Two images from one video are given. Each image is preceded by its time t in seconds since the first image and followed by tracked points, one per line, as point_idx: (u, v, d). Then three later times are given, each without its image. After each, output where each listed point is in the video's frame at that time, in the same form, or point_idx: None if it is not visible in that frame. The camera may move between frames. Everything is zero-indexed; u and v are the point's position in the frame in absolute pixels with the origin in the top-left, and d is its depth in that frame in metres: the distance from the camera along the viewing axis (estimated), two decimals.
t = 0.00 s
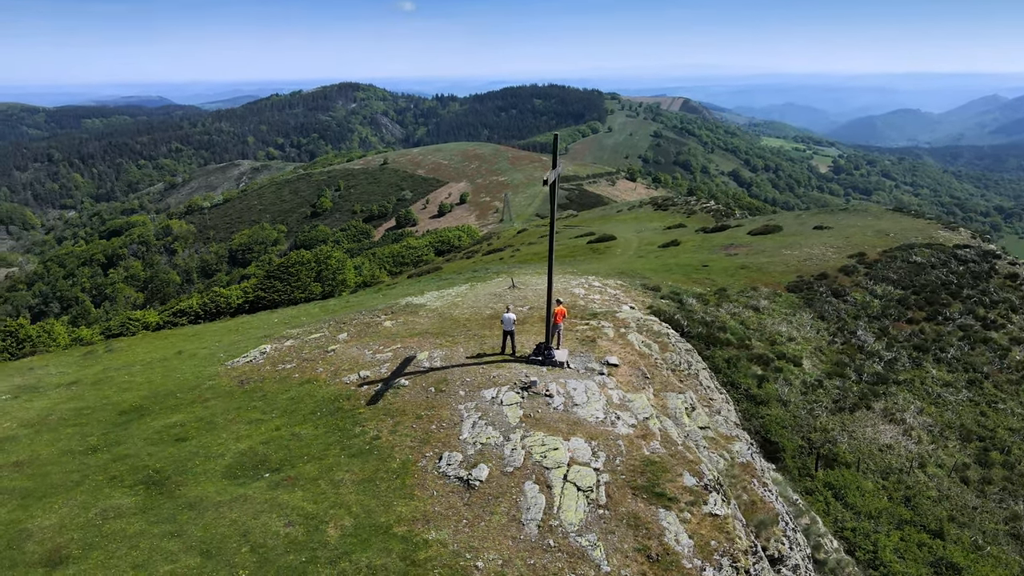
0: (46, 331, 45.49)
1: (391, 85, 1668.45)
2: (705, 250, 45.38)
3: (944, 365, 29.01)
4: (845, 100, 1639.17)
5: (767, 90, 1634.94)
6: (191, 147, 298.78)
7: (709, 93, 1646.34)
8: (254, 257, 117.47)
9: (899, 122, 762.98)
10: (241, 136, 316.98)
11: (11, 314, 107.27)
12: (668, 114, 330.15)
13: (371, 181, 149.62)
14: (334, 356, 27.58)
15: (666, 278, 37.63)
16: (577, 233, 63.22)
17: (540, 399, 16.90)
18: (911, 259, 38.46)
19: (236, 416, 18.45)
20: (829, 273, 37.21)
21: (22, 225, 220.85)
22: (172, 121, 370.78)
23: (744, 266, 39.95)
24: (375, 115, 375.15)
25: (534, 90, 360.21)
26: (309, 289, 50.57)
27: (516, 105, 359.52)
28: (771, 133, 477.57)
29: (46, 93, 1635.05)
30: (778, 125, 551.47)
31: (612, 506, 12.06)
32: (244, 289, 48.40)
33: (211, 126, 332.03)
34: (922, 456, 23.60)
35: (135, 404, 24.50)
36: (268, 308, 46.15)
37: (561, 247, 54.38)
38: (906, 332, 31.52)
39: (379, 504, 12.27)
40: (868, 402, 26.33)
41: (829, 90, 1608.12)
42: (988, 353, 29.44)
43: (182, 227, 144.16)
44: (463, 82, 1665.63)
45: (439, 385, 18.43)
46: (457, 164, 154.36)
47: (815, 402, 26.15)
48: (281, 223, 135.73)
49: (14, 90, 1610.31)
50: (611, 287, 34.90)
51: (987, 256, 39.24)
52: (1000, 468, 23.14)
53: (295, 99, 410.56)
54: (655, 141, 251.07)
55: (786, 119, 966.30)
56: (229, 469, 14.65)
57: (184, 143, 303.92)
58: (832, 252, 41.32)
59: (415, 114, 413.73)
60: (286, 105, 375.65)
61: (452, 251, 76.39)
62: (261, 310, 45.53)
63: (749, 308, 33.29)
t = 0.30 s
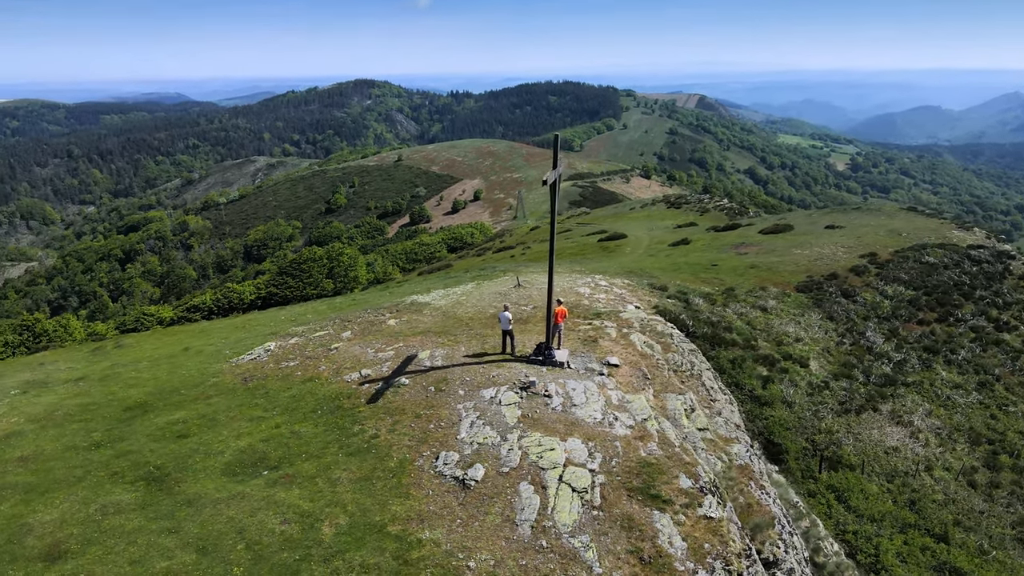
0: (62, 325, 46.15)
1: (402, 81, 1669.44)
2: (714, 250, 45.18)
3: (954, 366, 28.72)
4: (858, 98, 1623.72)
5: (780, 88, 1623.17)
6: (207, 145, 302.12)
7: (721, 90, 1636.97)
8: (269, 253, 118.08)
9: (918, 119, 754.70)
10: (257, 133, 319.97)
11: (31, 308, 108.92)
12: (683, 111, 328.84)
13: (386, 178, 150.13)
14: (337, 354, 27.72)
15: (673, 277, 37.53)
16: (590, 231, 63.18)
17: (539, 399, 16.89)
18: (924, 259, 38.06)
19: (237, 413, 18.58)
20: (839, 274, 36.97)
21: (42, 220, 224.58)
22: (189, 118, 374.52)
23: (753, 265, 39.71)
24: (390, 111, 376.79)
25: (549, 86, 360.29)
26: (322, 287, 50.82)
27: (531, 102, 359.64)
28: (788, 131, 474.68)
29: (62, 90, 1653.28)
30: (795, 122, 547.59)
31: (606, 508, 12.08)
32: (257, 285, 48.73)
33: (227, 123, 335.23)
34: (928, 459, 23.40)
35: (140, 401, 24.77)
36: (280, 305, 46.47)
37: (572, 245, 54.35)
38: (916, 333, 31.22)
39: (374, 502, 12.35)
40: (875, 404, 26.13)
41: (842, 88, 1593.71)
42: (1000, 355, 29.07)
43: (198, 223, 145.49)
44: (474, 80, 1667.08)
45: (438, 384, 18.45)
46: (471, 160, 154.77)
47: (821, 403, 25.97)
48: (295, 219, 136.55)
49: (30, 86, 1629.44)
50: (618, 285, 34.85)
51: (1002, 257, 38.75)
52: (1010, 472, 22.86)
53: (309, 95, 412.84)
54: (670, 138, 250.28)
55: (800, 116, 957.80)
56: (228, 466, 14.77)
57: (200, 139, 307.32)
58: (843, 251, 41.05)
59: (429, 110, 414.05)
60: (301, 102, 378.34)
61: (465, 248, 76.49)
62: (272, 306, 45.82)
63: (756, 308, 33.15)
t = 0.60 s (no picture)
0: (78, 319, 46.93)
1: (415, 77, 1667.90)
2: (724, 248, 44.99)
3: (964, 368, 28.41)
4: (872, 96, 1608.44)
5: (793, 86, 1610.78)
6: (224, 140, 305.41)
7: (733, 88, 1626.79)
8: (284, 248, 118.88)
9: (937, 116, 746.44)
10: (273, 129, 322.71)
11: (49, 302, 109.80)
12: (699, 107, 327.38)
13: (399, 174, 150.79)
14: (339, 352, 27.87)
15: (682, 276, 37.40)
16: (602, 228, 63.15)
17: (538, 400, 16.83)
18: (936, 259, 37.76)
19: (239, 411, 18.68)
20: (849, 274, 36.73)
21: (61, 215, 227.48)
22: (205, 113, 377.90)
23: (762, 265, 39.51)
24: (405, 107, 378.59)
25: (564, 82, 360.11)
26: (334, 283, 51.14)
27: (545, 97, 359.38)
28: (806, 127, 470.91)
29: (76, 85, 1665.30)
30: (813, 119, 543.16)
31: (600, 509, 12.13)
32: (270, 281, 49.12)
33: (243, 118, 338.09)
34: (935, 462, 23.21)
35: (144, 397, 25.02)
36: (292, 301, 46.84)
37: (583, 243, 54.34)
38: (926, 334, 30.95)
39: (370, 501, 12.46)
40: (882, 406, 25.94)
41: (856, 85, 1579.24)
42: (1011, 356, 28.70)
43: (214, 219, 146.84)
44: (484, 77, 1668.06)
45: (438, 383, 18.45)
46: (485, 156, 155.09)
47: (827, 405, 25.81)
48: (309, 215, 137.51)
49: (46, 82, 1643.95)
50: (625, 284, 34.76)
51: (1017, 257, 38.26)
52: (1018, 475, 22.58)
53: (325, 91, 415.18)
54: (685, 135, 249.30)
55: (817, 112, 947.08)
56: (227, 464, 14.92)
57: (216, 135, 310.48)
58: (854, 251, 40.76)
59: (444, 107, 414.38)
60: (317, 97, 381.15)
61: (477, 245, 76.67)
62: (283, 303, 46.16)
63: (763, 308, 33.01)
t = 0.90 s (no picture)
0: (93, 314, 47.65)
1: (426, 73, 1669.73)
2: (734, 247, 44.78)
3: (975, 370, 28.09)
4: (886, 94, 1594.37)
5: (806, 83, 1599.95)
6: (241, 135, 308.54)
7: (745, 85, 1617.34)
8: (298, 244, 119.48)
9: (957, 113, 738.21)
10: (288, 125, 325.09)
11: (68, 296, 111.00)
12: (715, 104, 325.73)
13: (413, 170, 151.40)
14: (342, 350, 28.00)
15: (689, 276, 37.29)
16: (614, 225, 63.11)
17: (536, 400, 16.77)
18: (948, 259, 37.41)
19: (240, 409, 18.82)
20: (860, 274, 36.47)
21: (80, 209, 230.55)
22: (221, 109, 381.29)
23: (771, 264, 39.27)
24: (419, 103, 380.14)
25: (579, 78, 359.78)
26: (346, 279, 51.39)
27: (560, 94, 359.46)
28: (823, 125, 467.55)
29: (90, 81, 1680.10)
30: (831, 116, 539.55)
31: (595, 511, 12.16)
32: (282, 277, 49.50)
33: (259, 114, 341.05)
34: (941, 465, 23.01)
35: (149, 393, 25.30)
36: (303, 297, 47.13)
37: (593, 241, 54.32)
38: (936, 335, 30.65)
39: (366, 499, 12.55)
40: (888, 408, 25.76)
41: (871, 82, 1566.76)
42: None
43: (229, 214, 148.18)
44: (495, 73, 1670.94)
45: (438, 382, 18.45)
46: (499, 153, 155.31)
47: (832, 407, 25.65)
48: (324, 211, 138.24)
49: (61, 77, 1659.33)
50: (632, 283, 34.66)
51: None
52: None
53: (339, 87, 417.52)
54: (700, 132, 248.30)
55: (833, 109, 939.66)
56: (227, 461, 15.05)
57: (232, 131, 313.55)
58: (865, 250, 40.46)
59: (458, 103, 414.67)
60: (333, 93, 384.00)
61: (489, 242, 76.84)
62: (294, 298, 46.50)
63: (771, 307, 32.87)
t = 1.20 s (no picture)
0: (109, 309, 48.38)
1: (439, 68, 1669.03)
2: (743, 246, 44.54)
3: (986, 372, 27.76)
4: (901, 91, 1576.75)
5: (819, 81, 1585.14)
6: (257, 131, 311.38)
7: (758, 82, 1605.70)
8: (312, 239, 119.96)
9: (978, 110, 727.04)
10: (304, 121, 327.61)
11: (86, 291, 112.34)
12: (732, 101, 324.04)
13: (427, 167, 151.94)
14: (345, 349, 28.11)
15: (697, 275, 37.15)
16: (626, 223, 63.00)
17: (535, 400, 16.79)
18: (962, 260, 36.97)
19: (241, 406, 18.96)
20: (870, 274, 36.18)
21: (98, 204, 233.29)
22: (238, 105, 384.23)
23: (779, 264, 39.02)
24: (434, 100, 381.39)
25: (594, 75, 359.48)
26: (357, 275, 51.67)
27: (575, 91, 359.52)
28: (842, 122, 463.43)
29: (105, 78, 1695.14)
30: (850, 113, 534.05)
31: (589, 512, 12.18)
32: (295, 273, 49.87)
33: (275, 111, 344.17)
34: (948, 469, 22.78)
35: (153, 390, 25.59)
36: (314, 293, 47.42)
37: (604, 239, 54.25)
38: (947, 337, 30.37)
39: (361, 498, 12.64)
40: (896, 411, 25.53)
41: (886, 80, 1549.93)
42: None
43: (244, 210, 149.37)
44: (507, 71, 1669.65)
45: (439, 381, 18.53)
46: (513, 150, 155.66)
47: (839, 408, 25.45)
48: (338, 207, 138.84)
49: (75, 72, 1670.55)
50: (638, 283, 34.57)
51: None
52: None
53: (355, 83, 419.83)
54: (716, 129, 247.36)
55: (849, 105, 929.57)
56: (226, 458, 15.20)
57: (249, 127, 316.38)
58: (876, 251, 40.10)
59: (473, 99, 415.23)
60: (349, 90, 386.47)
61: (502, 238, 76.88)
62: (305, 294, 46.80)
63: (778, 308, 32.69)
